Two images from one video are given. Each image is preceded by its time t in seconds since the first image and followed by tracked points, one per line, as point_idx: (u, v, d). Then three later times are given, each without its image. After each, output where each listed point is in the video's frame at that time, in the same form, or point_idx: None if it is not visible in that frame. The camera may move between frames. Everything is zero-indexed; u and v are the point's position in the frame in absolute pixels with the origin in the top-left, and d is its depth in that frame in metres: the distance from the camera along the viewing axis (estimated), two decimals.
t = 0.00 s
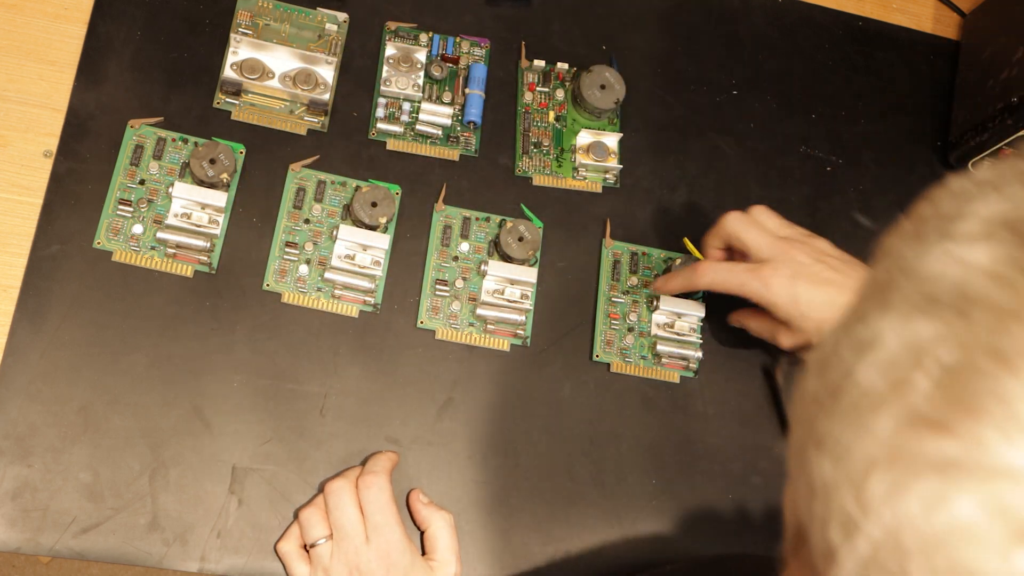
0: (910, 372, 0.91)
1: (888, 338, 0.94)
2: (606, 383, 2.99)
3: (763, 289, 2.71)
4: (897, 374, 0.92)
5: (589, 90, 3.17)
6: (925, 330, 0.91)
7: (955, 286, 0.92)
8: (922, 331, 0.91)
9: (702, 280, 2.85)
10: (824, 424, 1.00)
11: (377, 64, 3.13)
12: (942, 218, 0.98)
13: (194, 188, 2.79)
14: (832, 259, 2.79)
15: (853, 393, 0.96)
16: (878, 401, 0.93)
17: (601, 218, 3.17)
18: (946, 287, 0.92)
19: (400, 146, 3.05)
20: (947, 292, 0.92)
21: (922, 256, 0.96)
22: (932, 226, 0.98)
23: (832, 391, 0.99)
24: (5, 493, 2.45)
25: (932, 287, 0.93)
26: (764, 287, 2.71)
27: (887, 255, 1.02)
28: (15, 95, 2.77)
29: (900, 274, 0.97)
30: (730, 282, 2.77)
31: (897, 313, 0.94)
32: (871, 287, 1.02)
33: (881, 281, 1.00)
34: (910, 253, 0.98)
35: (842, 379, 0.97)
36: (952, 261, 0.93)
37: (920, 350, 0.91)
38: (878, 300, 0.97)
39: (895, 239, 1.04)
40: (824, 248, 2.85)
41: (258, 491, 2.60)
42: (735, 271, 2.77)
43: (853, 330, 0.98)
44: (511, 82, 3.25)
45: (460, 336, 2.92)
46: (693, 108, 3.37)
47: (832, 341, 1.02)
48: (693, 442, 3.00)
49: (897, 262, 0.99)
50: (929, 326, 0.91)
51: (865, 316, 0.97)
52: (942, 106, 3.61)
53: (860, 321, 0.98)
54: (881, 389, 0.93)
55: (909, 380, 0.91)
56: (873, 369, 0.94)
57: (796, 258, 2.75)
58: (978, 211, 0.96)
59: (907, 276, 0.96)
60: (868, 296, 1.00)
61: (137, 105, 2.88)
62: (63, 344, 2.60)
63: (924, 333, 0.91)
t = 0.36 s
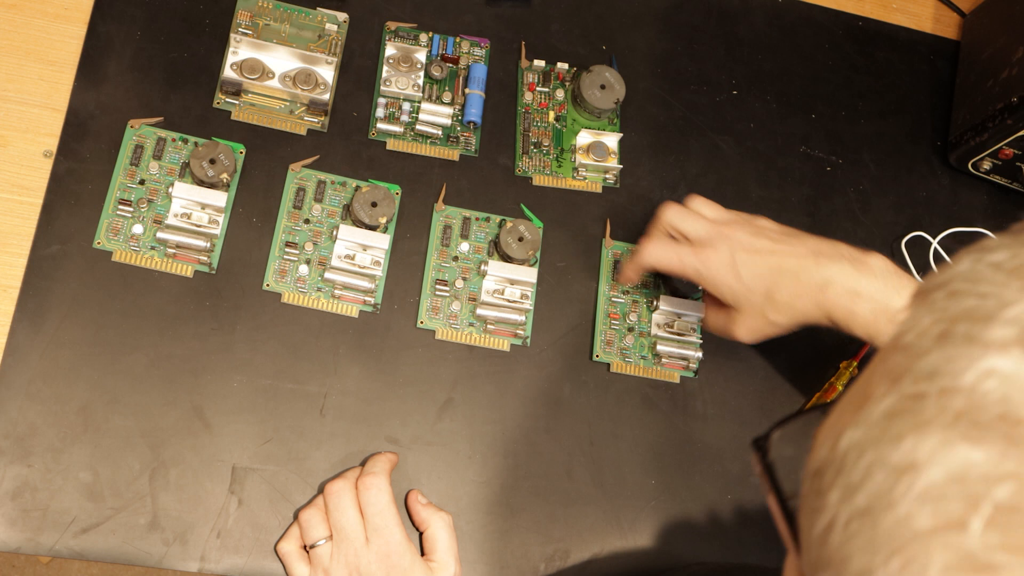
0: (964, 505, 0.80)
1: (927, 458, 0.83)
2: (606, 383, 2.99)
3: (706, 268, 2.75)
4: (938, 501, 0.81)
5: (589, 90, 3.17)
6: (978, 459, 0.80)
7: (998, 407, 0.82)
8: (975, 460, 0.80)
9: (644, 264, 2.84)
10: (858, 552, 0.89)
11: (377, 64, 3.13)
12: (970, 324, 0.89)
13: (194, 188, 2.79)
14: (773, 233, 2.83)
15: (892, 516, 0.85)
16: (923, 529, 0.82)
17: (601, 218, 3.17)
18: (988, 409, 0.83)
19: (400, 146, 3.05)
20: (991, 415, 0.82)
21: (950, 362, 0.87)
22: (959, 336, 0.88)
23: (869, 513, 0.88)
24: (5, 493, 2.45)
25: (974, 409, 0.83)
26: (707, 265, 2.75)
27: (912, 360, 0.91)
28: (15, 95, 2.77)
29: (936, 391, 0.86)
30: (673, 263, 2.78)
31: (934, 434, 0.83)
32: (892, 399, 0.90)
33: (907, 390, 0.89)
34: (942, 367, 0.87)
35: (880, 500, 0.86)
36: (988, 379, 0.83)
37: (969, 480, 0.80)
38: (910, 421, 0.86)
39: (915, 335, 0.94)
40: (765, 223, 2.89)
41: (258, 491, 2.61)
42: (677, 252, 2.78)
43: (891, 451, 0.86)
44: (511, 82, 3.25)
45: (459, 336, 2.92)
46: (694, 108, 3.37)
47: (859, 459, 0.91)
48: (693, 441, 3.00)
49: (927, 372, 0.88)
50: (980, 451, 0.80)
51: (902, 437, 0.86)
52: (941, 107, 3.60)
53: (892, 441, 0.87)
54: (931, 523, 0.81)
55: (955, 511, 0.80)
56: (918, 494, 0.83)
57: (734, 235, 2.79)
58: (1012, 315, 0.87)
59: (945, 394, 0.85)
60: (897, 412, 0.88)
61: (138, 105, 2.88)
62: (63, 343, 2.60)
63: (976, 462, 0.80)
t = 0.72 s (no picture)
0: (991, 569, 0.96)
1: (936, 520, 1.00)
2: (607, 383, 2.99)
3: (599, 223, 2.69)
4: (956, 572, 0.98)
5: (589, 90, 3.17)
6: (989, 517, 0.97)
7: (1002, 455, 0.99)
8: (986, 521, 0.97)
9: (537, 211, 2.76)
10: None
11: (377, 64, 3.13)
12: (940, 359, 1.09)
13: (194, 188, 2.79)
14: (668, 193, 2.82)
15: None
16: None
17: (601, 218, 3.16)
18: (991, 463, 0.98)
19: (400, 146, 3.05)
20: (996, 464, 0.99)
21: (930, 414, 1.05)
22: (933, 374, 1.08)
23: None
24: (6, 493, 2.45)
25: (965, 461, 1.00)
26: (601, 220, 2.69)
27: (886, 408, 1.11)
28: (15, 95, 2.77)
29: (921, 442, 1.04)
30: (568, 215, 2.72)
31: (933, 490, 1.01)
32: (877, 453, 1.09)
33: (891, 446, 1.07)
34: (923, 418, 1.06)
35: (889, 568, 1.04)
36: (979, 424, 1.01)
37: (985, 543, 0.97)
38: (903, 485, 1.04)
39: (876, 375, 1.15)
40: (659, 181, 2.87)
41: (258, 491, 2.61)
42: (571, 204, 2.71)
43: (891, 516, 1.04)
44: (511, 82, 3.25)
45: (459, 336, 2.92)
46: (694, 108, 3.37)
47: (852, 523, 1.10)
48: (693, 441, 3.00)
49: (905, 423, 1.08)
50: (986, 508, 0.98)
51: (896, 501, 1.04)
52: (942, 107, 3.61)
53: (885, 503, 1.05)
54: None
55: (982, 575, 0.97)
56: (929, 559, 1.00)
57: (628, 190, 2.74)
58: (984, 348, 1.06)
59: (934, 446, 1.03)
60: (887, 471, 1.06)
61: (137, 105, 2.88)
62: (63, 343, 2.60)
63: (988, 522, 0.97)
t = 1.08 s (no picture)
0: (981, 523, 0.92)
1: (920, 477, 0.96)
2: (606, 383, 2.99)
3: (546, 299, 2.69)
4: (945, 530, 0.93)
5: (589, 90, 3.17)
6: (974, 469, 0.93)
7: (982, 406, 0.96)
8: (971, 472, 0.93)
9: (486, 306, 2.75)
10: None
11: (377, 64, 3.13)
12: (914, 315, 1.05)
13: (194, 188, 2.80)
14: (605, 238, 2.75)
15: (900, 549, 0.97)
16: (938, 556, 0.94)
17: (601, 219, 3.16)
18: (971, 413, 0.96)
19: (400, 146, 3.05)
20: (980, 417, 0.95)
21: (910, 369, 1.01)
22: (908, 329, 1.04)
23: (868, 538, 1.01)
24: (5, 493, 2.45)
25: (947, 416, 0.97)
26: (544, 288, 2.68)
27: (863, 367, 1.06)
28: (15, 96, 2.77)
29: (901, 399, 1.00)
30: (513, 300, 2.71)
31: (917, 446, 0.97)
32: (857, 414, 1.04)
33: (871, 405, 1.03)
34: (903, 374, 1.01)
35: (882, 530, 0.99)
36: (957, 376, 0.97)
37: (974, 496, 0.93)
38: (885, 445, 0.99)
39: (852, 335, 1.11)
40: (595, 226, 2.79)
41: (258, 491, 2.61)
42: (513, 291, 2.70)
43: (874, 476, 1.00)
44: (511, 82, 3.25)
45: (460, 335, 2.92)
46: (694, 108, 3.37)
47: (837, 483, 1.05)
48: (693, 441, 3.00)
49: (886, 379, 1.03)
50: (972, 461, 0.93)
51: (882, 458, 1.00)
52: (942, 107, 3.61)
53: (871, 463, 1.01)
54: (949, 550, 0.93)
55: (970, 530, 0.92)
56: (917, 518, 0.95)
57: (562, 256, 2.70)
58: (957, 301, 1.03)
59: (916, 402, 0.99)
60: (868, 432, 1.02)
61: (138, 105, 2.88)
62: (63, 343, 2.60)
63: (975, 474, 0.93)
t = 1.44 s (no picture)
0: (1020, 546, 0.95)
1: (954, 500, 0.98)
2: (606, 383, 2.99)
3: (540, 308, 2.71)
4: (981, 555, 0.97)
5: (589, 90, 3.17)
6: (1011, 494, 0.95)
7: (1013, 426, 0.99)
8: (1009, 498, 0.95)
9: (482, 317, 2.78)
10: None
11: (377, 63, 3.13)
12: (939, 329, 1.05)
13: (194, 188, 2.79)
14: (592, 243, 2.79)
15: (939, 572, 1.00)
16: None
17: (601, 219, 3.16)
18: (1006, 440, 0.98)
19: (400, 146, 3.05)
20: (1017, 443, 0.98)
21: (938, 389, 1.02)
22: (932, 344, 1.05)
23: (904, 560, 1.04)
24: (5, 493, 2.45)
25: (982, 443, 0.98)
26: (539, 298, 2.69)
27: (889, 386, 1.07)
28: (15, 95, 2.77)
29: (931, 418, 1.02)
30: (507, 310, 2.74)
31: (949, 468, 0.99)
32: (886, 434, 1.06)
33: (900, 425, 1.05)
34: (929, 394, 1.03)
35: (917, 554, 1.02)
36: (989, 397, 0.99)
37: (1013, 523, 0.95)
38: (917, 466, 1.01)
39: (871, 350, 1.12)
40: (581, 230, 2.82)
41: (258, 491, 2.60)
42: (506, 301, 2.73)
43: (907, 498, 1.02)
44: (511, 82, 3.25)
45: (460, 336, 2.92)
46: (694, 108, 3.37)
47: (868, 504, 1.08)
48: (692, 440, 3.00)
49: (910, 399, 1.04)
50: (1006, 486, 0.96)
51: (915, 481, 1.01)
52: (941, 107, 3.61)
53: (901, 484, 1.03)
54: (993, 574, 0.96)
55: (1004, 547, 0.96)
56: (953, 544, 0.98)
57: (550, 262, 2.71)
58: (985, 315, 1.03)
59: (947, 422, 1.00)
60: (902, 456, 1.03)
61: (137, 105, 2.88)
62: (63, 343, 2.60)
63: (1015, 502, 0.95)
